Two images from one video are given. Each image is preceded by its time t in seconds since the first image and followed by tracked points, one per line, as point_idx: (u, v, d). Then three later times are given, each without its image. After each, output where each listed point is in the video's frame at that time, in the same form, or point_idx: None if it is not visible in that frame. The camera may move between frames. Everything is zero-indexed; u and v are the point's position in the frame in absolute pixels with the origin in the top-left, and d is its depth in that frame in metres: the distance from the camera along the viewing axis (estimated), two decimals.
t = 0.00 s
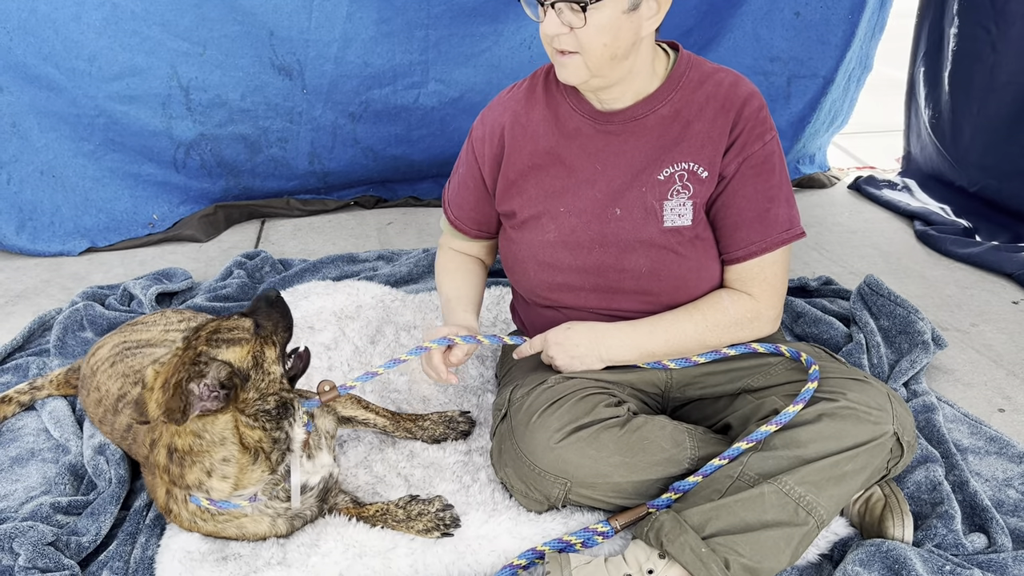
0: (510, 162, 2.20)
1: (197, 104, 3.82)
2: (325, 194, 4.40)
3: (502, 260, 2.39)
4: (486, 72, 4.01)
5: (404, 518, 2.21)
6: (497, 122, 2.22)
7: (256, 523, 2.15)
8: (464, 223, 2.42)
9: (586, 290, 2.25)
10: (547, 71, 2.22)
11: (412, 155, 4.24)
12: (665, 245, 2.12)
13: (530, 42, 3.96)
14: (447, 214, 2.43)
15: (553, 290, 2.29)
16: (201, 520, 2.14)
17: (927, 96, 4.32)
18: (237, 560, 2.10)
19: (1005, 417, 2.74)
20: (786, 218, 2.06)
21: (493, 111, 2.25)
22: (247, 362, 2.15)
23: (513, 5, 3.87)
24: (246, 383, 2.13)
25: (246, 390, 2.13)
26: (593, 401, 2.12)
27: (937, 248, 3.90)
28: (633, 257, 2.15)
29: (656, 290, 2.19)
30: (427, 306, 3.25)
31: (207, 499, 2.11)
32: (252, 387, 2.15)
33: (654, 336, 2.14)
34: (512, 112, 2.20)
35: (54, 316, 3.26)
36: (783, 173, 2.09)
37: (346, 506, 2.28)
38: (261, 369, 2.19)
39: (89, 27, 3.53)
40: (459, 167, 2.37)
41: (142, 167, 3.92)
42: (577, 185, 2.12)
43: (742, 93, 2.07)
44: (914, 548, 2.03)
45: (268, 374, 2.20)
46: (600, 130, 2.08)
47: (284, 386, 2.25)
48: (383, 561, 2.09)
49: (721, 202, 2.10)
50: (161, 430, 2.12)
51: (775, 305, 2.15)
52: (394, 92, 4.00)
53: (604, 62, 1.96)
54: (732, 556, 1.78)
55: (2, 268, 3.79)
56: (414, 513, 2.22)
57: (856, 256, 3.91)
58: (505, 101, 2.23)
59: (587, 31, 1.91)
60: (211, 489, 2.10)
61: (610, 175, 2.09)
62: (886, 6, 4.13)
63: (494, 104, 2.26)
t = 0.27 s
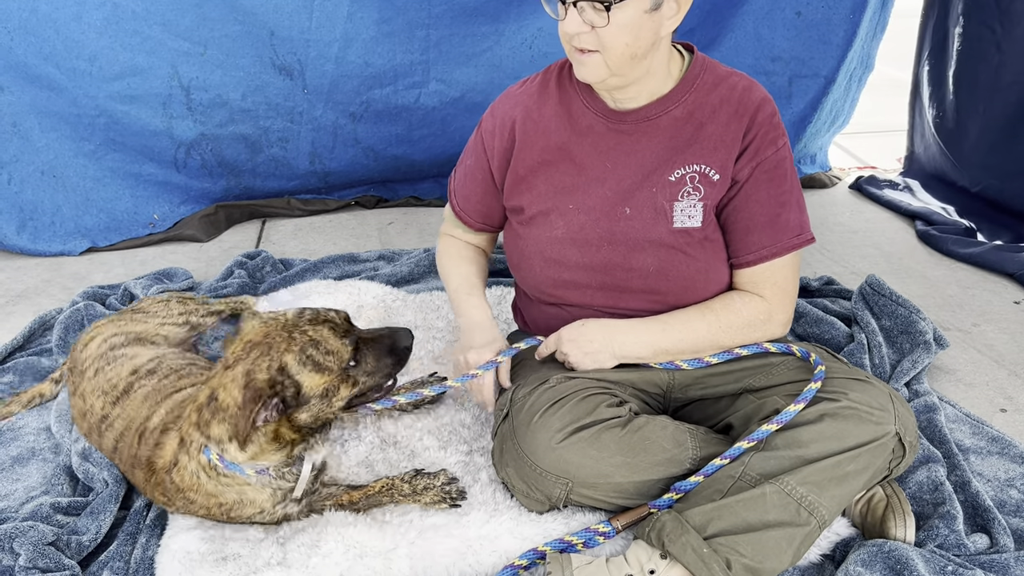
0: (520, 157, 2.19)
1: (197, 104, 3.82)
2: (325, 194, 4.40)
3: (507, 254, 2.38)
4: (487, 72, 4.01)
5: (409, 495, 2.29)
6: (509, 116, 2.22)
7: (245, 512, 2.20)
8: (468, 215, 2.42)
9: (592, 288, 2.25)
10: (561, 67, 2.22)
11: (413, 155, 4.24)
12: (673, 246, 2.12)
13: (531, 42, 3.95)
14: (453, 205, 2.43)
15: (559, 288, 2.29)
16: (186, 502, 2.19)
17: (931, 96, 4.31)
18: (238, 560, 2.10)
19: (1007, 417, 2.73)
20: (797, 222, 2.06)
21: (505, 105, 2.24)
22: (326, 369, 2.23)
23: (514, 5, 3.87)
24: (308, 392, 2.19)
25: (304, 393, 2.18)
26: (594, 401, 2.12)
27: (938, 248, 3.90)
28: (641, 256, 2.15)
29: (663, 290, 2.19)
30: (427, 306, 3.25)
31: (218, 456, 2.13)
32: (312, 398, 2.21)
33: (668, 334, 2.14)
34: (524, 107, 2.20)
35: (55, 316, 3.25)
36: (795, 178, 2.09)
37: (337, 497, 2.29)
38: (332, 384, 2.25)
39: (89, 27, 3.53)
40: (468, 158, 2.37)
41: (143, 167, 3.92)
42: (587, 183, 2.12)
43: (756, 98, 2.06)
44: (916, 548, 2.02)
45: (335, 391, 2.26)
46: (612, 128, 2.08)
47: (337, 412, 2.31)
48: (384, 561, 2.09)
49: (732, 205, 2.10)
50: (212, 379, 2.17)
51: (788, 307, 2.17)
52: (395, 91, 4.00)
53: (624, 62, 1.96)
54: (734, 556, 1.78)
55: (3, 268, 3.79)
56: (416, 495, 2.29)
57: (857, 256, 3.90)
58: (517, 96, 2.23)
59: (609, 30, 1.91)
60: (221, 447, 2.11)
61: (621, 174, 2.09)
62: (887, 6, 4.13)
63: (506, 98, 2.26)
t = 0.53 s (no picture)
0: (528, 149, 2.20)
1: (197, 104, 3.82)
2: (325, 194, 4.40)
3: (511, 245, 2.40)
4: (487, 72, 4.01)
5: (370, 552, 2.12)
6: (520, 108, 2.23)
7: (271, 502, 2.17)
8: (470, 200, 2.46)
9: (597, 282, 2.26)
10: (573, 62, 2.22)
11: (413, 155, 4.24)
12: (680, 243, 2.12)
13: (531, 42, 3.95)
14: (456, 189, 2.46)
15: (563, 280, 2.30)
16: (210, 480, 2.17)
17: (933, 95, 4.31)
18: (238, 559, 2.10)
19: (1007, 416, 2.73)
20: (812, 223, 2.06)
21: (515, 97, 2.25)
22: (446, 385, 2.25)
23: (514, 5, 3.87)
24: (423, 414, 2.20)
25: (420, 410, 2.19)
26: (595, 400, 2.12)
27: (938, 247, 3.90)
28: (647, 252, 2.15)
29: (667, 287, 2.19)
30: (427, 306, 3.25)
31: (301, 447, 2.10)
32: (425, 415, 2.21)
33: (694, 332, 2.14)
34: (534, 99, 2.20)
35: (54, 316, 3.25)
36: (808, 180, 2.09)
37: (330, 520, 2.22)
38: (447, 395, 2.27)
39: (89, 28, 3.52)
40: (475, 146, 2.40)
41: (143, 167, 3.92)
42: (594, 177, 2.13)
43: (767, 100, 2.06)
44: (915, 547, 2.02)
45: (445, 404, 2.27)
46: (622, 124, 2.08)
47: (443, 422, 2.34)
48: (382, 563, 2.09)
49: (744, 204, 2.10)
50: (322, 376, 2.16)
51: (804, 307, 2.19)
52: (395, 92, 4.00)
53: (638, 62, 1.96)
54: (734, 556, 1.78)
55: (3, 268, 3.79)
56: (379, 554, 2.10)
57: (857, 255, 3.90)
58: (528, 88, 2.24)
59: (624, 31, 1.91)
60: (308, 440, 2.08)
61: (629, 170, 2.09)
62: (887, 5, 4.12)
63: (517, 90, 2.27)
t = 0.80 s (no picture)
0: (538, 144, 2.17)
1: (197, 106, 3.82)
2: (325, 195, 4.40)
3: (517, 241, 2.38)
4: (487, 73, 4.01)
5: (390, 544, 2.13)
6: (529, 101, 2.20)
7: (322, 442, 2.26)
8: (473, 200, 2.34)
9: (607, 277, 2.26)
10: (582, 56, 2.20)
11: (413, 155, 4.24)
12: (691, 236, 2.13)
13: (531, 43, 3.95)
14: (455, 190, 2.34)
15: (572, 277, 2.29)
16: (272, 392, 2.31)
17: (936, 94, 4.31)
18: (240, 555, 2.10)
19: (1007, 416, 2.73)
20: (827, 216, 2.11)
21: (524, 91, 2.23)
22: (486, 318, 2.18)
23: (514, 6, 3.87)
24: (461, 349, 2.16)
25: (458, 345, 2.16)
26: (595, 400, 2.12)
27: (938, 246, 3.90)
28: (658, 246, 2.15)
29: (678, 281, 2.20)
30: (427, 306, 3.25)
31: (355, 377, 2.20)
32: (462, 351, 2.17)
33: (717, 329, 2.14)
34: (545, 92, 2.17)
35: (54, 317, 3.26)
36: (820, 173, 2.13)
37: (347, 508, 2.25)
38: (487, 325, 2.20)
39: (88, 29, 3.53)
40: (475, 142, 2.32)
41: (143, 169, 3.92)
42: (604, 172, 2.12)
43: (777, 97, 2.07)
44: (915, 547, 2.02)
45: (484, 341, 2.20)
46: (632, 119, 2.07)
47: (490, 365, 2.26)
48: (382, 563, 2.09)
49: (755, 198, 2.13)
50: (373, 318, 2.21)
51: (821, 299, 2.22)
52: (395, 92, 4.00)
53: (657, 57, 1.94)
54: (734, 555, 1.78)
55: (2, 270, 3.79)
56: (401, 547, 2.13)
57: (856, 255, 3.90)
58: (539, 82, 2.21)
59: (646, 26, 1.89)
60: (371, 371, 2.15)
61: (639, 166, 2.09)
62: (887, 5, 4.12)
63: (526, 83, 2.24)
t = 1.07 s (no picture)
0: (542, 145, 2.11)
1: (197, 107, 3.82)
2: (325, 196, 4.41)
3: (518, 244, 2.31)
4: (487, 74, 4.02)
5: (425, 547, 2.09)
6: (534, 100, 2.12)
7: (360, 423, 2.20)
8: (471, 195, 2.18)
9: (612, 278, 2.24)
10: (584, 54, 2.15)
11: (414, 156, 4.24)
12: (697, 236, 2.13)
13: (531, 44, 3.95)
14: (452, 184, 2.17)
15: (575, 279, 2.26)
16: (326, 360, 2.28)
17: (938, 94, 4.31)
18: (240, 559, 2.10)
19: (1007, 415, 2.74)
20: (831, 212, 2.15)
21: (529, 88, 2.14)
22: (494, 370, 1.98)
23: (514, 7, 3.87)
24: (456, 363, 2.03)
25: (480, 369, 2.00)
26: (596, 402, 2.13)
27: (938, 246, 3.90)
28: (664, 246, 2.14)
29: (682, 282, 2.21)
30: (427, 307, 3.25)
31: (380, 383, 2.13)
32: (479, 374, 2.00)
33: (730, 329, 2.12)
34: (550, 91, 2.11)
35: (55, 319, 3.27)
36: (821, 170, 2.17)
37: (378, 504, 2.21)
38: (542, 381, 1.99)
39: (87, 31, 3.53)
40: (471, 136, 2.18)
41: (143, 170, 3.93)
42: (610, 173, 2.09)
43: (780, 96, 2.08)
44: (916, 547, 2.02)
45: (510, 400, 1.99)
46: (638, 120, 2.05)
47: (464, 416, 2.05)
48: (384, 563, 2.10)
49: (761, 195, 2.15)
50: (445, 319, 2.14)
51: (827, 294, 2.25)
52: (395, 94, 4.00)
53: (667, 57, 1.93)
54: (735, 555, 1.78)
55: (3, 271, 3.79)
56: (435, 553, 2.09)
57: (856, 255, 3.90)
58: (544, 80, 2.14)
59: (659, 26, 1.88)
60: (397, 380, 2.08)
61: (644, 166, 2.07)
62: (886, 5, 4.13)
63: (527, 81, 2.17)
